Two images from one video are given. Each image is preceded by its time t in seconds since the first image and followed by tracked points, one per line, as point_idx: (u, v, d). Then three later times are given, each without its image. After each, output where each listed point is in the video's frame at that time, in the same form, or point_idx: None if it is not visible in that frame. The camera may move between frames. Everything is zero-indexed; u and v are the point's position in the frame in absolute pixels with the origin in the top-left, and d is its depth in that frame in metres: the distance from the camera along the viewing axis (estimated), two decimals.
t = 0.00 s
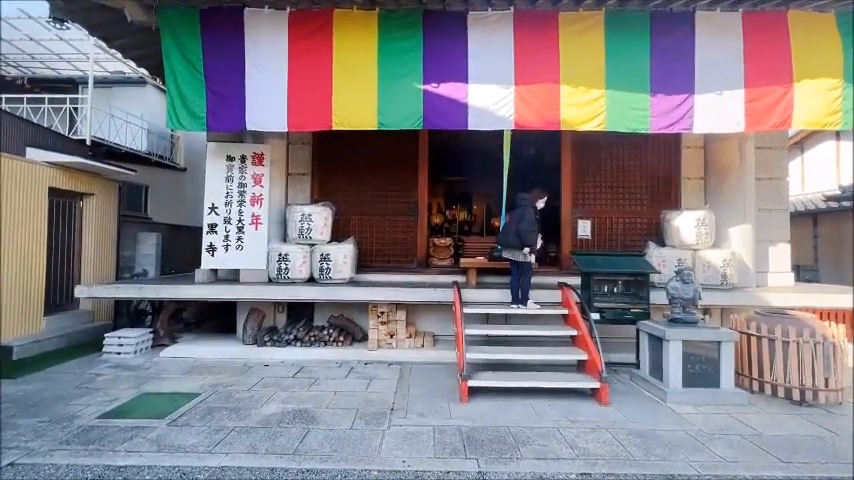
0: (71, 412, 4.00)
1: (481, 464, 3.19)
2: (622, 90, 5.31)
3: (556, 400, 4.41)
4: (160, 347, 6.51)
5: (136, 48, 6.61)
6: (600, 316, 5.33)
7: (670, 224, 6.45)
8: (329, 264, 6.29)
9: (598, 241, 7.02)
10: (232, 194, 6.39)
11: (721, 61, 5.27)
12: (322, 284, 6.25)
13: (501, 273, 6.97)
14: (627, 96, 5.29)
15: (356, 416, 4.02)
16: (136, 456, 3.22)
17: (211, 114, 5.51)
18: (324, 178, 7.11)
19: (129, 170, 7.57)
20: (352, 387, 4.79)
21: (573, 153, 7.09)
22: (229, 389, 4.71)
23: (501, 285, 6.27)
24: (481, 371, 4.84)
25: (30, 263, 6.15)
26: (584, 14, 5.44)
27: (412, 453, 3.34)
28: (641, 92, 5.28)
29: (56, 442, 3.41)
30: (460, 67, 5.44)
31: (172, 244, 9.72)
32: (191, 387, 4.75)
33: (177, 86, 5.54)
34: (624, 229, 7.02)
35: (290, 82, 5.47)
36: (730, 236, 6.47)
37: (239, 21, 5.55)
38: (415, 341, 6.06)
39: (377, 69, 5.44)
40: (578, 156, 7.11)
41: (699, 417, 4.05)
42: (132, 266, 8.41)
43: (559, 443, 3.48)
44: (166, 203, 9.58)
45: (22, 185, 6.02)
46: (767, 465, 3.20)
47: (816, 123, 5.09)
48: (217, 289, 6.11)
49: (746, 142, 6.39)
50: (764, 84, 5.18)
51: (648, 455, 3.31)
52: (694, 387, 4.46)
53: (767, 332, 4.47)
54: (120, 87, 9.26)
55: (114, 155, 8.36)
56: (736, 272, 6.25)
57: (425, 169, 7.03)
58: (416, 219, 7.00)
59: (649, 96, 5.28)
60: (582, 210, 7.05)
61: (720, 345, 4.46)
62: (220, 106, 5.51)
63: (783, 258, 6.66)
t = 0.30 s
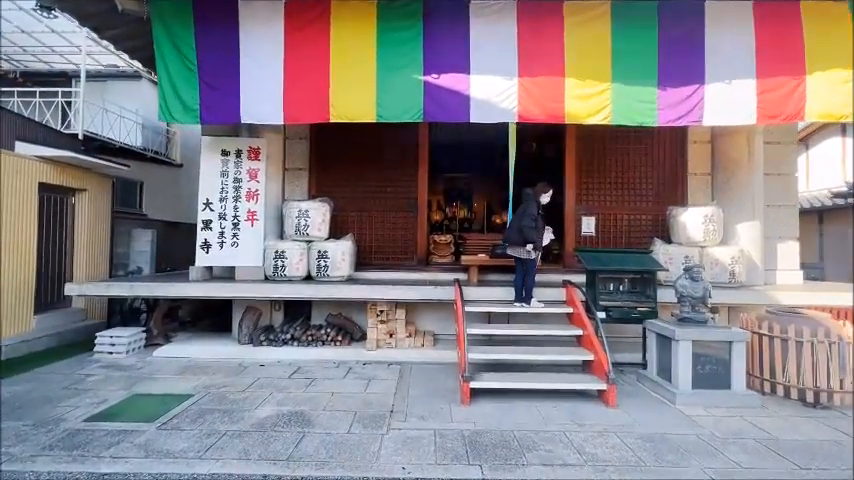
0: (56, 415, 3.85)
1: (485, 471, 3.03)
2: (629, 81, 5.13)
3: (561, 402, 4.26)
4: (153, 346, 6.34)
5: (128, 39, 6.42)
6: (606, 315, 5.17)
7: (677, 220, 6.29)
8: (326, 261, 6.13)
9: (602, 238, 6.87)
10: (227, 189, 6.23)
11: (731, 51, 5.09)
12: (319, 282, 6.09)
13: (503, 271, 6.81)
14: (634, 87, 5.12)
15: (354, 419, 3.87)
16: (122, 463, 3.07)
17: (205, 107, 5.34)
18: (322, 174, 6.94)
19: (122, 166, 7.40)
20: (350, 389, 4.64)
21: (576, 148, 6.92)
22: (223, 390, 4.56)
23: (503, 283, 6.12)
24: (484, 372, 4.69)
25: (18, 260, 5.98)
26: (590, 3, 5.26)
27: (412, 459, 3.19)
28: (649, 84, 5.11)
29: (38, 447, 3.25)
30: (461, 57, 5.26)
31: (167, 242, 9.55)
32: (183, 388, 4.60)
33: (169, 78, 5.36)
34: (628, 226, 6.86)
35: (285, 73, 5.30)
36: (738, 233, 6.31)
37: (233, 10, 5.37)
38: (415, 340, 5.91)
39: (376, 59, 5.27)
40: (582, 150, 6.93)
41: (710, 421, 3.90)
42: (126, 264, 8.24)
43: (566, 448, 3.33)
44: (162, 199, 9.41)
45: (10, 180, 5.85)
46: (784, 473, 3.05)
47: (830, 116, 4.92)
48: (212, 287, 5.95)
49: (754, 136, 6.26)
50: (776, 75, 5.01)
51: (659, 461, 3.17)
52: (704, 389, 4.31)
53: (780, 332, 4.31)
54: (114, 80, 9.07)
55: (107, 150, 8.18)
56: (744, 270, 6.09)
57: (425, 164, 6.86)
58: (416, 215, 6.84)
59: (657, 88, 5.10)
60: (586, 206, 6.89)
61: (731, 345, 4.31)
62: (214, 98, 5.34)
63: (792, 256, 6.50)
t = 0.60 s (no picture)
0: (38, 424, 3.67)
1: None
2: (637, 75, 4.95)
3: (567, 409, 4.09)
4: (145, 349, 6.16)
5: (119, 32, 6.23)
6: (613, 318, 4.99)
7: (684, 218, 6.11)
8: (323, 261, 5.95)
9: (607, 237, 6.70)
10: (221, 187, 6.05)
11: (743, 43, 4.91)
12: (316, 282, 5.91)
13: (505, 271, 6.64)
14: (642, 81, 4.94)
15: (351, 427, 3.69)
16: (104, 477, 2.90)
17: (197, 101, 5.15)
18: (319, 171, 6.76)
19: (113, 163, 7.21)
20: (347, 395, 4.46)
21: (581, 145, 6.74)
22: (215, 396, 4.39)
23: (506, 284, 5.95)
24: (486, 377, 4.51)
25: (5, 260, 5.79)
26: None
27: (412, 472, 3.01)
28: (658, 78, 4.93)
29: (16, 459, 3.08)
30: (463, 50, 5.08)
31: (162, 241, 9.37)
32: (173, 394, 4.42)
33: (160, 71, 5.17)
34: (634, 225, 6.69)
35: (281, 66, 5.11)
36: (747, 232, 6.13)
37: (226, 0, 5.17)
38: (415, 343, 5.73)
39: (375, 52, 5.08)
40: (586, 147, 6.75)
41: (723, 429, 3.73)
42: (120, 264, 8.05)
43: (574, 460, 3.16)
44: (156, 197, 9.22)
45: None
46: None
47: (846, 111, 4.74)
48: (205, 288, 5.77)
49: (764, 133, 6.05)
50: (790, 68, 4.83)
51: (673, 474, 3.00)
52: (716, 395, 4.14)
53: (794, 336, 4.15)
54: (107, 76, 8.86)
55: (99, 147, 8.00)
56: (753, 271, 5.93)
57: (425, 161, 6.68)
58: (416, 214, 6.66)
59: (666, 82, 4.92)
60: (590, 205, 6.72)
61: (744, 350, 4.13)
62: (206, 92, 5.15)
63: (803, 256, 6.32)
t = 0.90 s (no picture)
0: (21, 433, 3.52)
1: None
2: (645, 69, 4.78)
3: (572, 416, 3.93)
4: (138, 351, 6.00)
5: (111, 26, 6.06)
6: (619, 321, 4.84)
7: (691, 218, 5.95)
8: (320, 262, 5.79)
9: (611, 237, 6.54)
10: (215, 185, 5.88)
11: (754, 36, 4.74)
12: (313, 283, 5.75)
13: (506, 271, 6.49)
14: (650, 75, 4.77)
15: (347, 436, 3.53)
16: None
17: (189, 96, 4.98)
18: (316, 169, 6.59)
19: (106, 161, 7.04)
20: (344, 400, 4.30)
21: (584, 143, 6.58)
22: (207, 402, 4.23)
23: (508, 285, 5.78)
24: (488, 382, 4.36)
25: None
26: None
27: None
28: (666, 72, 4.76)
29: None
30: (464, 44, 4.91)
31: (157, 240, 9.20)
32: (163, 400, 4.27)
33: (151, 65, 5.00)
34: (639, 225, 6.53)
35: (276, 60, 4.94)
36: (755, 232, 5.97)
37: None
38: (414, 346, 5.57)
39: (373, 46, 4.91)
40: (590, 144, 6.59)
41: (736, 438, 3.58)
42: (112, 264, 7.88)
43: (581, 472, 3.01)
44: (151, 196, 9.07)
45: None
46: None
47: None
48: (199, 290, 5.61)
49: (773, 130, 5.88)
50: (803, 62, 4.66)
51: None
52: (727, 401, 3.98)
53: (809, 340, 4.00)
54: (101, 72, 8.69)
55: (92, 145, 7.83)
56: (762, 271, 5.77)
57: (424, 159, 6.51)
58: (415, 213, 6.50)
59: (674, 76, 4.75)
60: (594, 204, 6.56)
61: (757, 354, 3.98)
62: (199, 87, 4.98)
63: (813, 256, 6.15)
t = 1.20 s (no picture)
0: None
1: None
2: (651, 61, 4.59)
3: (576, 425, 3.74)
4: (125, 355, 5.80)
5: (98, 19, 5.87)
6: (625, 324, 4.61)
7: (697, 217, 5.76)
8: (314, 262, 5.59)
9: (614, 236, 6.35)
10: (205, 182, 5.69)
11: (765, 27, 4.55)
12: (306, 285, 5.55)
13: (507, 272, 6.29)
14: (656, 68, 4.58)
15: (339, 447, 3.33)
16: None
17: (176, 90, 4.78)
18: (310, 167, 6.39)
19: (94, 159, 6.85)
20: (337, 408, 4.10)
21: (586, 139, 6.38)
22: (192, 409, 4.03)
23: (508, 286, 5.59)
24: (487, 388, 4.16)
25: None
26: None
27: None
28: (673, 64, 4.57)
29: None
30: (462, 36, 4.72)
31: (149, 240, 9.00)
32: (147, 407, 4.07)
33: (137, 59, 4.81)
34: (643, 224, 6.35)
35: (267, 52, 4.75)
36: (764, 232, 5.78)
37: None
38: (411, 349, 5.37)
39: (367, 38, 4.72)
40: (593, 141, 6.40)
41: (749, 449, 3.39)
42: (102, 265, 7.69)
43: None
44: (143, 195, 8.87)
45: None
46: None
47: None
48: (188, 291, 5.41)
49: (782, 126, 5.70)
50: (815, 54, 4.49)
51: None
52: (739, 409, 3.79)
53: (824, 344, 3.82)
54: (92, 68, 8.49)
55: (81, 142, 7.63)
56: (771, 272, 5.59)
57: (422, 157, 6.31)
58: (412, 212, 6.30)
59: (682, 68, 4.56)
60: (597, 202, 6.37)
61: (769, 359, 3.79)
62: (187, 81, 4.79)
63: (822, 256, 5.96)
